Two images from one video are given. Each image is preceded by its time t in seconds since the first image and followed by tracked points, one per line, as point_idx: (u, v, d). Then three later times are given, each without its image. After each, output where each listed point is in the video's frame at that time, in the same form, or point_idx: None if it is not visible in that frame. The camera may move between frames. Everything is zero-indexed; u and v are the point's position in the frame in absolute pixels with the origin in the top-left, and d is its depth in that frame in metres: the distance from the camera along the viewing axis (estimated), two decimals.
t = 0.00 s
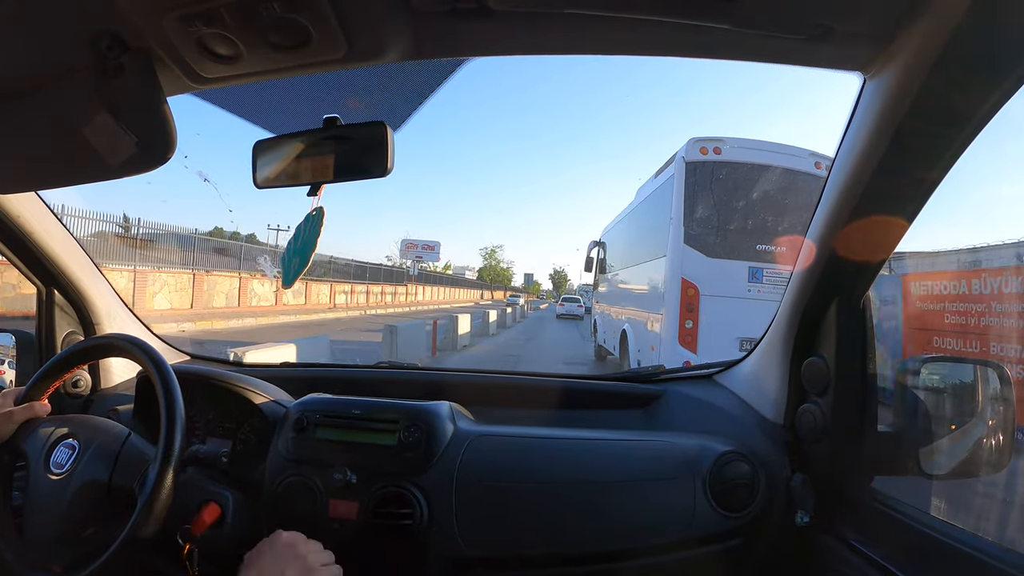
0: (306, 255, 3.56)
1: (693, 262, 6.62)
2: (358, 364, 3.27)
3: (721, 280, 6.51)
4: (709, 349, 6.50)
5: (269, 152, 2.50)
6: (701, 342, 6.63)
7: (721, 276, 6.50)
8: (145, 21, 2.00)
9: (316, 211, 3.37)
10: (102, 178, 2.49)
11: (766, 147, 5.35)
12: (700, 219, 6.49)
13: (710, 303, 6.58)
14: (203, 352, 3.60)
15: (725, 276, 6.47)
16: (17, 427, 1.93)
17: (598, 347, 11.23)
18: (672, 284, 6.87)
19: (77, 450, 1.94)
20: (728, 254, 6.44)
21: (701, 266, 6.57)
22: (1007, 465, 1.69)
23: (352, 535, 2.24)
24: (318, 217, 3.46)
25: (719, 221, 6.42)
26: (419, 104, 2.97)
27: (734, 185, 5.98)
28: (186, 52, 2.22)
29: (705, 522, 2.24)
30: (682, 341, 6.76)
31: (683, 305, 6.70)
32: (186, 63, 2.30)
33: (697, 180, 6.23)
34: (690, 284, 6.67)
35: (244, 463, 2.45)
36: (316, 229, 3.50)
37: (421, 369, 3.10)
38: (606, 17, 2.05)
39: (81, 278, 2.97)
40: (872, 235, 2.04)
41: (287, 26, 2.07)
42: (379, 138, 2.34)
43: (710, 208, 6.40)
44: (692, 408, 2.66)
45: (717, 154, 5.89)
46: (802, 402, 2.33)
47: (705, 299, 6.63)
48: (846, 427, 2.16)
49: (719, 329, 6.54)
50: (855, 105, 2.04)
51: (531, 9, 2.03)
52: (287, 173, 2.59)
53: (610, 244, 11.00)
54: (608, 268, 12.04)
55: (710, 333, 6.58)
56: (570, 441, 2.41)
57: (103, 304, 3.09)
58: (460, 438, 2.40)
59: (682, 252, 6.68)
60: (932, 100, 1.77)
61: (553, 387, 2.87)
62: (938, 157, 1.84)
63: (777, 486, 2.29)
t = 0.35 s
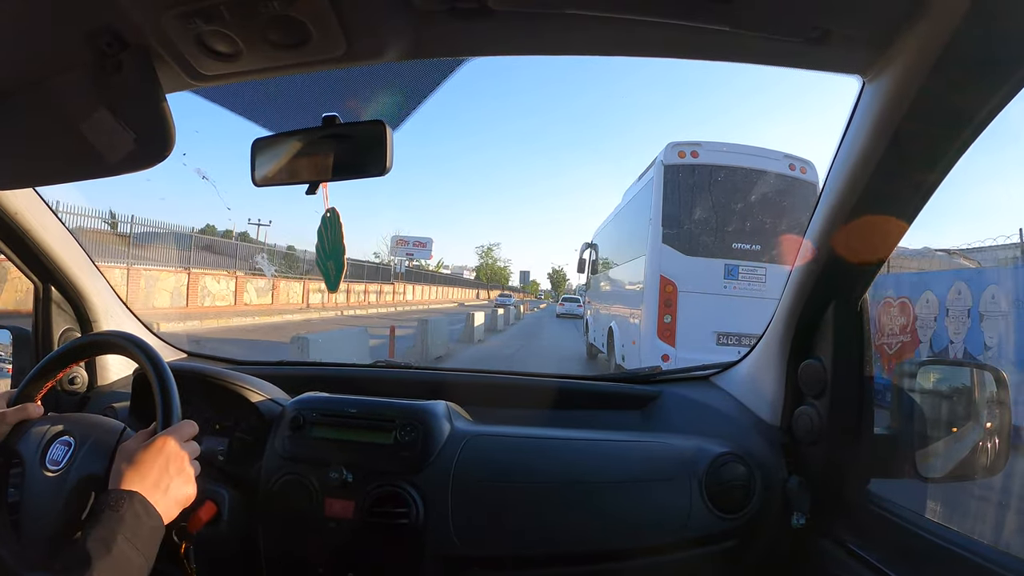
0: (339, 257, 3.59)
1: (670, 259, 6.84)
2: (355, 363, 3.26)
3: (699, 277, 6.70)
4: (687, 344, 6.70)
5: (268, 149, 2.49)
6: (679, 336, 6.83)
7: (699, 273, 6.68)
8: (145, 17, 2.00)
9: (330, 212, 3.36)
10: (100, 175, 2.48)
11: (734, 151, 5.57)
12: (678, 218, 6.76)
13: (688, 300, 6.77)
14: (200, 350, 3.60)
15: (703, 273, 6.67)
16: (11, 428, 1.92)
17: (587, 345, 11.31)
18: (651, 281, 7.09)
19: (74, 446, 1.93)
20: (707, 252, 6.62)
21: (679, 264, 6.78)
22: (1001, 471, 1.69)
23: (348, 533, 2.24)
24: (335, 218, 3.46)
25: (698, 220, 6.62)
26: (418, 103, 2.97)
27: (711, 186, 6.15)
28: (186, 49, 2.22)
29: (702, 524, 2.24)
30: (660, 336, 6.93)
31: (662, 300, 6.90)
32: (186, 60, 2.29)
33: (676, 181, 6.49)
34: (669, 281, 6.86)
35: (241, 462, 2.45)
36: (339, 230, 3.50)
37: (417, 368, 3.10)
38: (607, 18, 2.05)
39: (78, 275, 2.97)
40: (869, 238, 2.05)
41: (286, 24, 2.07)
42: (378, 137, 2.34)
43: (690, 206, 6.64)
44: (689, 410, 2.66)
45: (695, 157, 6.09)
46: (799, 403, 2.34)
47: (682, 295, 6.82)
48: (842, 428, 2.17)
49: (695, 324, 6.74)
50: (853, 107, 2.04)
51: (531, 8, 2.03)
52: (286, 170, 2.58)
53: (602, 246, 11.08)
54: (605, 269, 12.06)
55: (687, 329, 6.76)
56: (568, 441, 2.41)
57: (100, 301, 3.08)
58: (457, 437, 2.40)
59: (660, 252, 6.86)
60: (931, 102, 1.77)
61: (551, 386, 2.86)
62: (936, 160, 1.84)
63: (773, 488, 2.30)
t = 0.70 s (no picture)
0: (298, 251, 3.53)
1: (653, 262, 6.94)
2: (353, 361, 3.26)
3: (679, 280, 6.87)
4: (668, 343, 6.87)
5: (263, 148, 2.48)
6: (660, 334, 6.98)
7: (679, 276, 6.87)
8: (138, 18, 1.99)
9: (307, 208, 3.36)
10: (96, 177, 2.48)
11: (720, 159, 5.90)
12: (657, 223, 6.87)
13: (669, 301, 6.88)
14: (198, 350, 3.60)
15: (683, 277, 6.86)
16: (15, 423, 1.93)
17: (581, 343, 11.42)
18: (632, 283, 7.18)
19: (74, 450, 1.92)
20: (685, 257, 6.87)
21: (660, 267, 6.93)
22: (999, 461, 1.69)
23: (349, 531, 2.25)
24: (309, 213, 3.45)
25: (675, 226, 6.90)
26: (413, 100, 2.96)
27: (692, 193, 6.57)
28: (179, 50, 2.21)
29: (702, 517, 2.25)
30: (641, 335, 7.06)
31: (643, 301, 6.98)
32: (179, 61, 2.28)
33: (657, 190, 6.72)
34: (649, 284, 6.99)
35: (241, 461, 2.44)
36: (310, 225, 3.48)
37: (415, 365, 3.10)
38: (600, 12, 2.05)
39: (75, 278, 2.96)
40: (865, 229, 2.05)
41: (279, 23, 2.06)
42: (372, 135, 2.33)
43: (666, 214, 6.84)
44: (687, 403, 2.67)
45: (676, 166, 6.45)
46: (797, 396, 2.34)
47: (662, 296, 6.94)
48: (840, 420, 2.17)
49: (675, 324, 6.93)
50: (848, 99, 2.04)
51: (525, 4, 2.02)
52: (281, 168, 2.58)
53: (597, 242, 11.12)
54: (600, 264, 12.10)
55: (668, 327, 6.94)
56: (567, 437, 2.41)
57: (97, 302, 3.07)
58: (456, 434, 2.40)
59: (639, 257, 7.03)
60: (926, 93, 1.77)
61: (550, 381, 2.86)
62: (931, 150, 1.84)
63: (771, 480, 2.30)
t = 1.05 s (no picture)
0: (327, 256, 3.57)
1: (636, 263, 7.68)
2: (354, 361, 3.26)
3: (660, 279, 7.60)
4: (650, 338, 7.58)
5: (263, 148, 2.48)
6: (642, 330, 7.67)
7: (661, 276, 7.58)
8: (138, 18, 1.99)
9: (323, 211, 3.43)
10: (96, 177, 2.48)
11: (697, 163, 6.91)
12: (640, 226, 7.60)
13: (651, 298, 7.58)
14: (199, 350, 3.60)
15: (664, 274, 7.57)
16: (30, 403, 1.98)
17: (575, 339, 11.42)
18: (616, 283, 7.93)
19: (74, 452, 1.92)
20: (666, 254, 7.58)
21: (644, 268, 7.63)
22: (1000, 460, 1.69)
23: (349, 531, 2.25)
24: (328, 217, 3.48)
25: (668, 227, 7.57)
26: (414, 100, 2.96)
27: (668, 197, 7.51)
28: (180, 50, 2.21)
29: (702, 518, 2.25)
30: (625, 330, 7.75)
31: (627, 299, 7.67)
32: (180, 61, 2.29)
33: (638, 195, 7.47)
34: (632, 283, 7.70)
35: (241, 461, 2.44)
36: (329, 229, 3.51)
37: (416, 365, 3.10)
38: (600, 12, 2.05)
39: (76, 277, 2.97)
40: (864, 230, 2.05)
41: (280, 22, 2.06)
42: (373, 135, 2.34)
43: (648, 218, 7.55)
44: (687, 403, 2.67)
45: (658, 170, 7.30)
46: (798, 396, 2.34)
47: (645, 294, 7.64)
48: (839, 420, 2.17)
49: (657, 320, 7.61)
50: (848, 99, 2.04)
51: (525, 4, 2.02)
52: (281, 169, 2.57)
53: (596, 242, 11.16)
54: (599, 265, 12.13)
55: (651, 324, 7.63)
56: (567, 437, 2.41)
57: (98, 302, 3.08)
58: (457, 434, 2.40)
59: (623, 256, 7.74)
60: (927, 93, 1.77)
61: (550, 382, 2.87)
62: (932, 151, 1.84)
63: (771, 481, 2.30)
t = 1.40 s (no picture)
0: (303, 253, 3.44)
1: (617, 262, 8.22)
2: (358, 361, 3.27)
3: (641, 278, 8.17)
4: (632, 334, 8.17)
5: (271, 147, 2.49)
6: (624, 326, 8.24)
7: (642, 275, 8.16)
8: (146, 18, 2.00)
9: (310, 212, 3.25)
10: (103, 175, 2.49)
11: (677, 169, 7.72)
12: (624, 227, 8.16)
13: (630, 296, 8.18)
14: (204, 349, 3.62)
15: (645, 274, 8.15)
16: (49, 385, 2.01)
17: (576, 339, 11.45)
18: (599, 282, 8.45)
19: (78, 449, 1.94)
20: (648, 253, 8.15)
21: (625, 266, 8.20)
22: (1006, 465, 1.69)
23: (353, 532, 2.25)
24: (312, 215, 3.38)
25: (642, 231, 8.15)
26: (420, 101, 2.96)
27: (653, 199, 8.03)
28: (187, 49, 2.22)
29: (706, 522, 2.25)
30: (607, 326, 8.31)
31: (609, 296, 8.24)
32: (187, 60, 2.29)
33: (622, 199, 8.07)
34: (615, 279, 8.25)
35: (246, 461, 2.45)
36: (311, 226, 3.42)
37: (419, 366, 3.11)
38: (606, 14, 2.05)
39: (83, 276, 2.99)
40: (871, 234, 2.03)
41: (287, 23, 2.06)
42: (379, 136, 2.34)
43: (631, 220, 8.13)
44: (691, 407, 2.66)
45: (640, 172, 7.89)
46: (803, 400, 2.33)
47: (626, 292, 8.21)
48: (845, 425, 2.16)
49: (638, 315, 8.22)
50: (856, 103, 2.03)
51: (532, 6, 2.02)
52: (287, 169, 2.58)
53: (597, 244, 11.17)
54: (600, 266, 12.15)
55: (631, 321, 8.22)
56: (571, 439, 2.41)
57: (104, 302, 3.09)
58: (461, 435, 2.40)
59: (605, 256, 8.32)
60: (934, 97, 1.75)
61: (554, 383, 2.87)
62: (938, 154, 1.83)
63: (775, 485, 2.29)
